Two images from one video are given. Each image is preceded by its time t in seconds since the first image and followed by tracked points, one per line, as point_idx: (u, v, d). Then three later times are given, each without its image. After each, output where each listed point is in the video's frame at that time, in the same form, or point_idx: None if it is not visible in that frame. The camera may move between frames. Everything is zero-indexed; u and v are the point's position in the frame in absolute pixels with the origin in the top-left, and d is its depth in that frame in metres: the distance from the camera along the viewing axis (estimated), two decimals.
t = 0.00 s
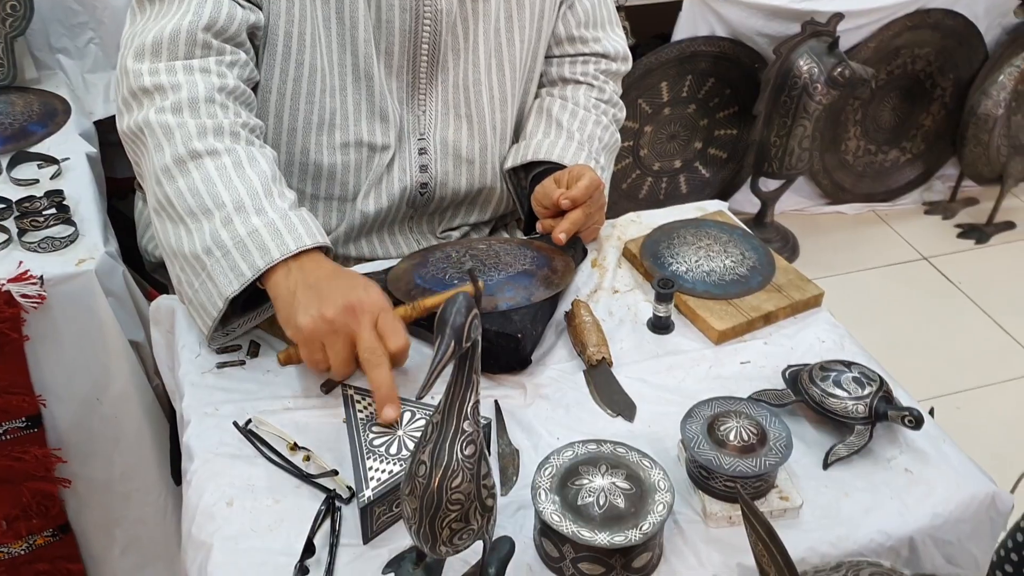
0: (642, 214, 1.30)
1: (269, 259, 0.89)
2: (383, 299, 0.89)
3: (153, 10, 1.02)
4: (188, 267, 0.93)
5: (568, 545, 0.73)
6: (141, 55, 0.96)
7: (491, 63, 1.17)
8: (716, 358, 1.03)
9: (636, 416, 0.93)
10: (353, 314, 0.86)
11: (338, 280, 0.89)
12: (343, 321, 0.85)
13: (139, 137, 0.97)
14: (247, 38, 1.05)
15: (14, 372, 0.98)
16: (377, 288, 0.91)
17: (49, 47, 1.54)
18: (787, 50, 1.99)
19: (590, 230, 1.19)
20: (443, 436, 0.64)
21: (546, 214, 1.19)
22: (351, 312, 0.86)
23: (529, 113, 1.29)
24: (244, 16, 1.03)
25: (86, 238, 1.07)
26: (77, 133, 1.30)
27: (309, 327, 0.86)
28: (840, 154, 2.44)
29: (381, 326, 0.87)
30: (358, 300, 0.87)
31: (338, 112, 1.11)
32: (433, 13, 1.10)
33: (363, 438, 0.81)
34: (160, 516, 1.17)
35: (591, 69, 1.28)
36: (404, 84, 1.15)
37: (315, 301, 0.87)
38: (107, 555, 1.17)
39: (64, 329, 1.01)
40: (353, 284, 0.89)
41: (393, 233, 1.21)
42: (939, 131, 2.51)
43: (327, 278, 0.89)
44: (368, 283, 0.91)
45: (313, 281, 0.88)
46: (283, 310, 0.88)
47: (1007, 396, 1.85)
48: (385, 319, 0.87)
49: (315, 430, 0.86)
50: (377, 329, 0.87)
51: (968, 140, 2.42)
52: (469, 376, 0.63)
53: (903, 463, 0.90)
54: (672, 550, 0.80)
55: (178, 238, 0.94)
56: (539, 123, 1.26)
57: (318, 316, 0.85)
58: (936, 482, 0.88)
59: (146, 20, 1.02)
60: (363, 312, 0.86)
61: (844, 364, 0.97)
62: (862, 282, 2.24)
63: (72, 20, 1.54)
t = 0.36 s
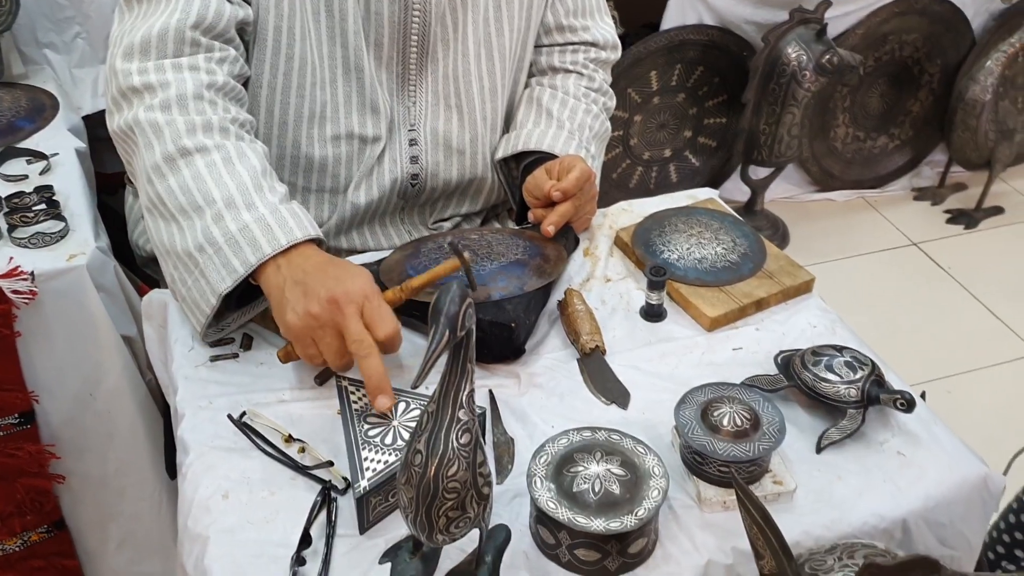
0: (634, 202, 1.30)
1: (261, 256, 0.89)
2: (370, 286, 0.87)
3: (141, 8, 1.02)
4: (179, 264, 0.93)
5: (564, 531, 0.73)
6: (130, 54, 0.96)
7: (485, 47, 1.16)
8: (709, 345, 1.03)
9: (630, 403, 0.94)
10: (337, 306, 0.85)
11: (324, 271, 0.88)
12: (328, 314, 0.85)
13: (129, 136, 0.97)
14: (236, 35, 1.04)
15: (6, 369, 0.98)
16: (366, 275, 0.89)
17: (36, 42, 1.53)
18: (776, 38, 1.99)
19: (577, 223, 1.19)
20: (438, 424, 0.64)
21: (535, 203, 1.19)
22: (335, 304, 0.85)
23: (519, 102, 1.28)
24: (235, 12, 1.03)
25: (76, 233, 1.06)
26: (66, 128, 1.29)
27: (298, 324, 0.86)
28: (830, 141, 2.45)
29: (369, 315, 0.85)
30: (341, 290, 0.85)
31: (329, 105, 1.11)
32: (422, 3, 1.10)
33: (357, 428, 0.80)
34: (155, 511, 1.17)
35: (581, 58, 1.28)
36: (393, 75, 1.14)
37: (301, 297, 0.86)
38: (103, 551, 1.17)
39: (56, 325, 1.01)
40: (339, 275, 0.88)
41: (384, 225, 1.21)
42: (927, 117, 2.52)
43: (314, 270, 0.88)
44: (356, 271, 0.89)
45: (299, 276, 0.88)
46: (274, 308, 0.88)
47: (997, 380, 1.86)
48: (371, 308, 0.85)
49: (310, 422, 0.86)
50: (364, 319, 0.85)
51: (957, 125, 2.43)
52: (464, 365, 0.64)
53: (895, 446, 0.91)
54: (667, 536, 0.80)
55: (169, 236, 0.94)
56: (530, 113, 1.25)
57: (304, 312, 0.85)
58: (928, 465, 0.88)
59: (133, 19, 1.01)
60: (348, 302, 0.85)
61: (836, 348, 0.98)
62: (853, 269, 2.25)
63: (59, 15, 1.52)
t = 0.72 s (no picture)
0: (623, 190, 1.31)
1: (247, 222, 0.88)
2: (347, 248, 0.85)
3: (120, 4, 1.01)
4: (173, 244, 0.94)
5: (559, 516, 0.74)
6: (110, 49, 0.96)
7: (470, 33, 1.17)
8: (700, 331, 1.04)
9: (622, 390, 0.94)
10: (315, 273, 0.84)
11: (304, 235, 0.86)
12: (309, 281, 0.85)
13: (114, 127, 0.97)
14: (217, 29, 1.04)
15: None
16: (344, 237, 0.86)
17: (22, 37, 1.52)
18: (763, 25, 1.99)
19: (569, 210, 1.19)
20: (433, 411, 0.64)
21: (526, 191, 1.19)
22: (313, 272, 0.84)
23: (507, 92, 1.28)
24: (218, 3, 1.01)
25: (67, 228, 1.06)
26: (54, 123, 1.28)
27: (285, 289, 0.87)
28: (818, 128, 2.46)
29: (348, 281, 0.84)
30: (317, 257, 0.84)
31: (316, 95, 1.11)
32: None
33: (352, 418, 0.80)
34: (150, 505, 1.17)
35: (568, 45, 1.29)
36: (380, 65, 1.14)
37: (284, 262, 0.86)
38: (98, 545, 1.17)
39: (48, 320, 1.01)
40: (317, 238, 0.86)
41: (375, 215, 1.21)
42: (913, 103, 2.53)
43: (294, 232, 0.87)
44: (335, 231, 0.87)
45: (281, 239, 0.87)
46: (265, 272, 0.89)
47: (985, 363, 1.88)
48: (349, 274, 0.84)
49: (304, 412, 0.86)
50: (344, 285, 0.84)
51: (943, 111, 2.43)
52: (458, 352, 0.64)
53: (885, 428, 0.92)
54: (661, 520, 0.81)
55: (160, 218, 0.94)
56: (518, 102, 1.26)
57: (287, 278, 0.86)
58: (918, 446, 0.89)
59: (111, 16, 1.01)
60: (325, 270, 0.83)
61: (826, 332, 0.99)
62: (842, 255, 2.27)
63: (45, 9, 1.51)
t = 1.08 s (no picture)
0: (618, 176, 1.31)
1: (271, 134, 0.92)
2: (377, 128, 0.92)
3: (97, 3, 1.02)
4: (205, 188, 0.97)
5: (558, 497, 0.75)
6: (84, 49, 0.98)
7: (461, 24, 1.18)
8: (695, 314, 1.05)
9: (619, 373, 0.95)
10: (355, 147, 0.90)
11: (331, 123, 0.92)
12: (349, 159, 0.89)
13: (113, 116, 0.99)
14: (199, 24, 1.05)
15: None
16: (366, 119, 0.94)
17: (14, 28, 1.51)
18: (754, 12, 1.99)
19: (571, 185, 1.19)
20: (433, 392, 0.65)
21: (527, 173, 1.18)
22: (351, 149, 0.90)
23: (499, 79, 1.29)
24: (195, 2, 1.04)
25: (63, 218, 1.06)
26: (48, 114, 1.28)
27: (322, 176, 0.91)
28: (809, 115, 2.46)
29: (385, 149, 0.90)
30: (353, 135, 0.90)
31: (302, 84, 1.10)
32: None
33: (352, 402, 0.81)
34: (148, 493, 1.18)
35: (559, 39, 1.29)
36: (369, 55, 1.14)
37: (317, 152, 0.91)
38: (97, 534, 1.17)
39: (44, 309, 1.00)
40: (345, 123, 0.92)
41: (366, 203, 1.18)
42: (905, 89, 2.54)
43: (319, 124, 0.93)
44: (357, 116, 0.94)
45: (307, 134, 0.92)
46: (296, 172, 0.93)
47: (976, 347, 1.90)
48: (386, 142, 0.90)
49: (304, 398, 0.87)
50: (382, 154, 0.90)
51: (934, 97, 2.43)
52: (458, 334, 0.64)
53: (880, 408, 0.93)
54: (659, 500, 0.82)
55: (184, 173, 0.97)
56: (510, 93, 1.26)
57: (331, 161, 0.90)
58: (912, 425, 0.90)
59: (86, 14, 1.02)
60: (363, 144, 0.90)
61: (821, 314, 0.99)
62: (835, 241, 2.28)
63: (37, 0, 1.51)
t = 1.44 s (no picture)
0: (610, 164, 1.32)
1: (346, 124, 1.01)
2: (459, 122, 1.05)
3: None
4: (275, 178, 1.04)
5: (556, 480, 0.75)
6: (118, 46, 0.99)
7: (456, 11, 1.17)
8: (689, 300, 1.05)
9: (615, 358, 0.96)
10: (448, 135, 1.03)
11: (418, 114, 1.04)
12: (442, 146, 1.02)
13: (160, 109, 1.01)
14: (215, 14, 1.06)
15: None
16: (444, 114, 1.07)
17: (3, 21, 1.50)
18: (743, 2, 1.99)
19: (572, 188, 1.16)
20: (433, 378, 0.65)
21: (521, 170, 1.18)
22: (445, 136, 1.03)
23: (491, 67, 1.29)
24: None
25: (56, 210, 1.05)
26: (39, 106, 1.27)
27: (414, 159, 1.02)
28: (798, 104, 2.47)
29: (473, 139, 1.03)
30: (443, 127, 1.03)
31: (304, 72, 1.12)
32: None
33: (350, 389, 0.81)
34: (144, 485, 1.18)
35: (548, 18, 1.30)
36: (364, 42, 1.14)
37: (408, 138, 1.02)
38: (93, 526, 1.17)
39: (39, 301, 1.00)
40: (430, 114, 1.05)
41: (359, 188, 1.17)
42: (893, 78, 2.56)
43: (405, 114, 1.04)
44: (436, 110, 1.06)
45: (395, 122, 1.03)
46: (383, 155, 1.03)
47: (965, 333, 1.92)
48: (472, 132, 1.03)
49: (301, 386, 0.87)
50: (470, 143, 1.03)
51: (921, 85, 2.42)
52: (456, 320, 0.65)
53: (872, 390, 0.94)
54: (655, 482, 0.83)
55: (248, 165, 1.03)
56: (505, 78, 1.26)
57: (421, 149, 1.02)
58: (904, 407, 0.92)
59: (101, 11, 1.02)
60: (454, 133, 1.03)
61: (813, 298, 1.00)
62: (825, 229, 2.30)
63: None
